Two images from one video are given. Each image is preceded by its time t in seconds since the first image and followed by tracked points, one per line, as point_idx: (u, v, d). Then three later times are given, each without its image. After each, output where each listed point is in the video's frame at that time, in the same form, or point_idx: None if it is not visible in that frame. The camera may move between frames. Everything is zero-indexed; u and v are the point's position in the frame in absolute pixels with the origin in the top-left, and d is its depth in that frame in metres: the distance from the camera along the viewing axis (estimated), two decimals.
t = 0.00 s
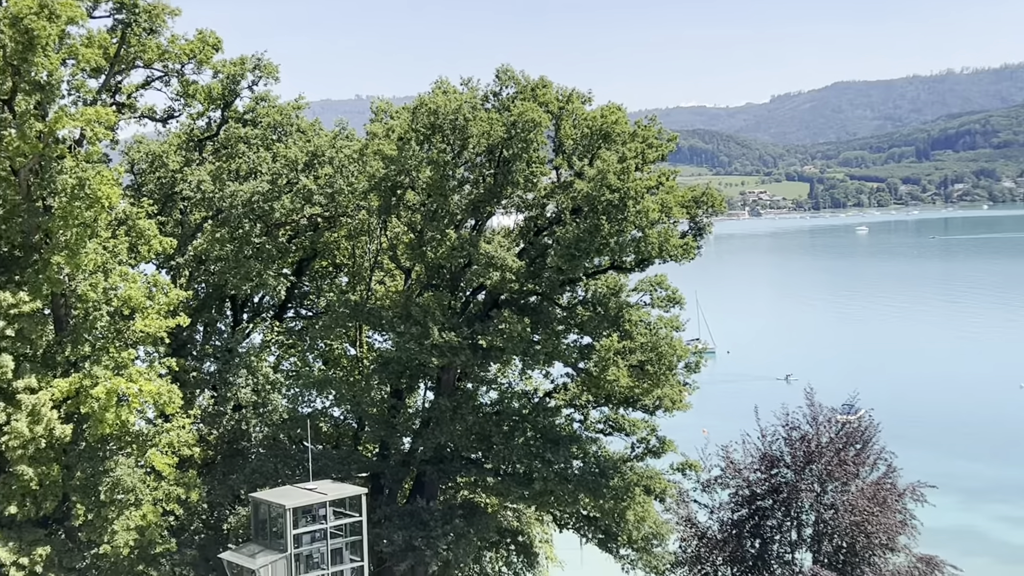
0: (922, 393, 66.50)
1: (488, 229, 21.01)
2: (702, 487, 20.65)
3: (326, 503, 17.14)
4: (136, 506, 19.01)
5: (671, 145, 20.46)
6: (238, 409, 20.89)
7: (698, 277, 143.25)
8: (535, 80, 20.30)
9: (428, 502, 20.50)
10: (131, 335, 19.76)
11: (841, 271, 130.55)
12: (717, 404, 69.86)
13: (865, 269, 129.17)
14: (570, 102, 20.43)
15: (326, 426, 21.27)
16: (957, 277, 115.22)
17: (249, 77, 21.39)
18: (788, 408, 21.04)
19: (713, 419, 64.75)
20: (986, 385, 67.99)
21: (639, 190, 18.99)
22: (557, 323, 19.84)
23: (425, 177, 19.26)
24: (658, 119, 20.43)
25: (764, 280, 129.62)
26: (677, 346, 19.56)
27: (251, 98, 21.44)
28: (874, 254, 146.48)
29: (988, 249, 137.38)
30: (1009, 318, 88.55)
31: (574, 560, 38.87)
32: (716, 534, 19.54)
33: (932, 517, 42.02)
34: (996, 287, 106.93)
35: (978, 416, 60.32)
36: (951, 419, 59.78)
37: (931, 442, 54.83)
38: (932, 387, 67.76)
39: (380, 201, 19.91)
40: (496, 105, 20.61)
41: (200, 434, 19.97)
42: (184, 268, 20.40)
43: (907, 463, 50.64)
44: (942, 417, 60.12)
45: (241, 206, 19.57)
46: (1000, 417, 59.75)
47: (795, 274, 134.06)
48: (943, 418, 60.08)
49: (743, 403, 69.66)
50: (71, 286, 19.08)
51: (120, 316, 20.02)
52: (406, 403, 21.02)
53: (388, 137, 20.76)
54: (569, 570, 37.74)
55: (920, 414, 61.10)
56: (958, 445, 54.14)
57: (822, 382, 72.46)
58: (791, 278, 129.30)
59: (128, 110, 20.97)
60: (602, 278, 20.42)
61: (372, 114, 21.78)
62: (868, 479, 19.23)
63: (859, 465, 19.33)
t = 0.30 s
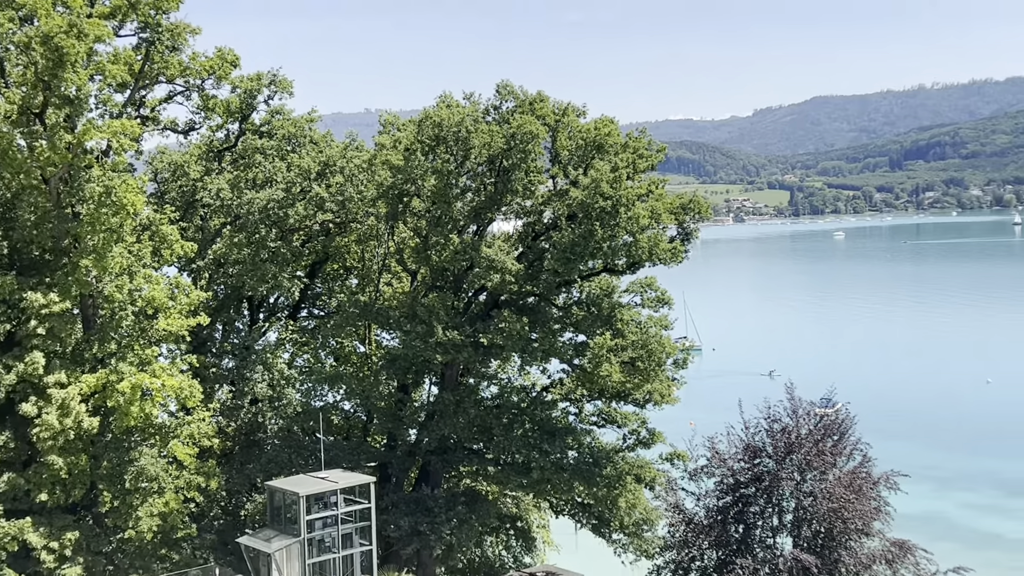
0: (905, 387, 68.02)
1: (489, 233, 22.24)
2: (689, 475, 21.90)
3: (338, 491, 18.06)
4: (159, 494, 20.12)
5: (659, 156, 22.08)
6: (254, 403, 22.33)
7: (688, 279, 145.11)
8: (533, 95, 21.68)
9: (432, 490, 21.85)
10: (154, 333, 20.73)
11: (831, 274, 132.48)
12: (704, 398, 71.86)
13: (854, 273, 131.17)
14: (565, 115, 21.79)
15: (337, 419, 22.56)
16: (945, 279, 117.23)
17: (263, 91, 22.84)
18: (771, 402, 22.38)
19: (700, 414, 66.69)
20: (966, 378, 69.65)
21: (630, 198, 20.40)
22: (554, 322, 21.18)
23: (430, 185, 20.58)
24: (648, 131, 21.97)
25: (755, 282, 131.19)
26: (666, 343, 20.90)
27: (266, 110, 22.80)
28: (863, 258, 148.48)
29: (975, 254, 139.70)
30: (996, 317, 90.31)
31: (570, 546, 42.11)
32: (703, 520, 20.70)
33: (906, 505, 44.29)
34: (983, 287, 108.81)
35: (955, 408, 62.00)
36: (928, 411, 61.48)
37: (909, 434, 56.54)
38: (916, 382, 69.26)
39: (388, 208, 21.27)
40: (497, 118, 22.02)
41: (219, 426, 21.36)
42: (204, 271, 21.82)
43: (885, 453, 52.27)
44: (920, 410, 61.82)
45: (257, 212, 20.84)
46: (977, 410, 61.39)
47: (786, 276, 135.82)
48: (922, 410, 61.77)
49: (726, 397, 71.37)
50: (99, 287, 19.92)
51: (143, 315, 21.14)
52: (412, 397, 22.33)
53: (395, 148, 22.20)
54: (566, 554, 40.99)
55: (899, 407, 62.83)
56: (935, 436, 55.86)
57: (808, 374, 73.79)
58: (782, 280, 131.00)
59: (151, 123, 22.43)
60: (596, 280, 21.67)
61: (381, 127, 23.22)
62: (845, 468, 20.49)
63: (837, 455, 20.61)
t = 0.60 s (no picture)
0: (895, 384, 68.90)
1: (490, 236, 23.15)
2: (681, 469, 22.86)
3: (343, 483, 18.98)
4: (173, 486, 21.02)
5: (651, 163, 23.13)
6: (263, 399, 23.29)
7: (681, 281, 146.18)
8: (531, 104, 22.69)
9: (435, 482, 22.80)
10: (168, 333, 21.55)
11: (822, 276, 133.78)
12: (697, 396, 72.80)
13: (845, 274, 132.46)
14: (562, 124, 22.71)
15: (343, 415, 23.52)
16: (936, 279, 118.57)
17: (273, 102, 23.88)
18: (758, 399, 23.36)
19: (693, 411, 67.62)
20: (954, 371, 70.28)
21: (623, 203, 21.39)
22: (551, 322, 22.13)
23: (432, 191, 21.58)
24: (640, 139, 23.00)
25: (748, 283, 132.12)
26: (658, 342, 21.86)
27: (276, 119, 23.88)
28: (854, 259, 149.80)
29: (963, 256, 141.27)
30: (986, 317, 91.56)
31: (566, 537, 43.29)
32: (693, 512, 21.61)
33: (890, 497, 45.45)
34: (973, 287, 110.21)
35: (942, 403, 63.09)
36: (915, 407, 62.55)
37: (896, 429, 57.65)
38: (906, 378, 70.07)
39: (392, 212, 22.22)
40: (496, 126, 23.03)
41: (231, 421, 22.36)
42: (216, 273, 22.81)
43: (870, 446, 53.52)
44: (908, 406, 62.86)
45: (267, 216, 21.86)
46: (963, 405, 62.43)
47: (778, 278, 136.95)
48: (910, 406, 62.80)
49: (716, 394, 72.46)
50: (116, 289, 20.83)
51: (158, 315, 22.00)
52: (415, 394, 23.27)
53: (399, 156, 23.21)
54: (562, 545, 42.13)
55: (888, 404, 63.88)
56: (922, 432, 56.95)
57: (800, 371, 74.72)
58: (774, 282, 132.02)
59: (166, 131, 23.50)
60: (591, 282, 22.77)
61: (385, 135, 24.21)
62: (830, 462, 21.38)
63: (821, 450, 21.54)
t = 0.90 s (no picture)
0: (893, 386, 68.95)
1: (488, 238, 23.17)
2: (679, 471, 22.86)
3: (341, 485, 18.96)
4: (170, 488, 20.98)
5: (648, 165, 23.24)
6: (261, 401, 23.26)
7: (676, 283, 146.24)
8: (529, 107, 22.73)
9: (433, 484, 22.80)
10: (166, 334, 21.53)
11: (818, 278, 134.04)
12: (695, 398, 72.84)
13: (841, 276, 132.71)
14: (560, 126, 22.80)
15: (341, 416, 23.52)
16: (931, 281, 118.86)
17: (271, 103, 23.92)
18: (756, 400, 23.39)
19: (691, 412, 67.60)
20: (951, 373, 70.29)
21: (621, 205, 21.37)
22: (548, 323, 22.15)
23: (430, 192, 21.61)
24: (638, 141, 23.07)
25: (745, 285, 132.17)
26: (656, 344, 21.86)
27: (274, 121, 23.90)
28: (850, 262, 150.17)
29: (958, 258, 141.75)
30: (983, 318, 91.75)
31: (564, 538, 43.35)
32: (691, 513, 21.61)
33: (888, 498, 45.48)
34: (968, 289, 110.51)
35: (939, 404, 63.20)
36: (911, 408, 62.65)
37: (893, 430, 57.74)
38: (903, 380, 70.12)
39: (390, 214, 22.22)
40: (494, 128, 23.05)
41: (228, 423, 22.31)
42: (214, 275, 22.80)
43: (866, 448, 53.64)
44: (905, 407, 62.95)
45: (265, 217, 21.85)
46: (959, 406, 62.54)
47: (774, 279, 137.09)
48: (907, 407, 62.88)
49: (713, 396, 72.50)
50: (113, 290, 20.82)
51: (155, 317, 21.98)
52: (413, 396, 23.28)
53: (397, 158, 23.23)
54: (561, 546, 42.19)
55: (885, 406, 63.95)
56: (918, 433, 57.05)
57: (798, 372, 74.76)
58: (771, 283, 132.14)
59: (164, 133, 23.54)
60: (589, 284, 22.86)
61: (383, 137, 24.24)
62: (827, 463, 21.40)
63: (819, 451, 21.54)
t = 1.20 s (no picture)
0: (890, 387, 68.98)
1: (484, 240, 23.19)
2: (675, 472, 22.85)
3: (338, 487, 18.91)
4: (166, 490, 20.92)
5: (645, 166, 23.27)
6: (257, 403, 23.21)
7: (672, 284, 146.44)
8: (525, 108, 22.73)
9: (429, 485, 22.79)
10: (162, 336, 21.51)
11: (815, 280, 134.17)
12: (691, 399, 72.88)
13: (838, 278, 132.89)
14: (556, 128, 22.84)
15: (338, 418, 23.50)
16: (927, 283, 119.03)
17: (268, 104, 23.90)
18: (752, 402, 23.41)
19: (687, 414, 67.63)
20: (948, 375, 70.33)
21: (618, 206, 21.40)
22: (545, 325, 22.22)
23: (427, 194, 21.60)
24: (634, 143, 23.12)
25: (742, 287, 132.30)
26: (653, 345, 21.95)
27: (271, 123, 23.88)
28: (845, 263, 150.43)
29: (953, 260, 141.68)
30: (979, 319, 91.88)
31: (561, 539, 43.36)
32: (688, 515, 21.61)
33: (884, 500, 45.52)
34: (964, 290, 110.70)
35: (936, 406, 63.26)
36: (908, 409, 62.71)
37: (889, 432, 57.81)
38: (900, 381, 70.15)
39: (386, 216, 22.25)
40: (491, 129, 23.05)
41: (225, 424, 22.25)
42: (210, 276, 22.77)
43: (863, 450, 53.68)
44: (901, 408, 63.04)
45: (262, 219, 21.82)
46: (956, 408, 62.56)
47: (771, 281, 137.22)
48: (904, 408, 62.97)
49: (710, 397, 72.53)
50: (110, 292, 20.78)
51: (151, 319, 21.93)
52: (409, 397, 23.27)
53: (393, 159, 23.22)
54: (558, 548, 42.15)
55: (882, 407, 63.99)
56: (915, 434, 57.10)
57: (795, 374, 74.82)
58: (767, 285, 132.26)
59: (160, 134, 23.52)
60: (586, 284, 22.77)
61: (380, 138, 24.22)
62: (824, 465, 21.42)
63: (815, 453, 21.56)
